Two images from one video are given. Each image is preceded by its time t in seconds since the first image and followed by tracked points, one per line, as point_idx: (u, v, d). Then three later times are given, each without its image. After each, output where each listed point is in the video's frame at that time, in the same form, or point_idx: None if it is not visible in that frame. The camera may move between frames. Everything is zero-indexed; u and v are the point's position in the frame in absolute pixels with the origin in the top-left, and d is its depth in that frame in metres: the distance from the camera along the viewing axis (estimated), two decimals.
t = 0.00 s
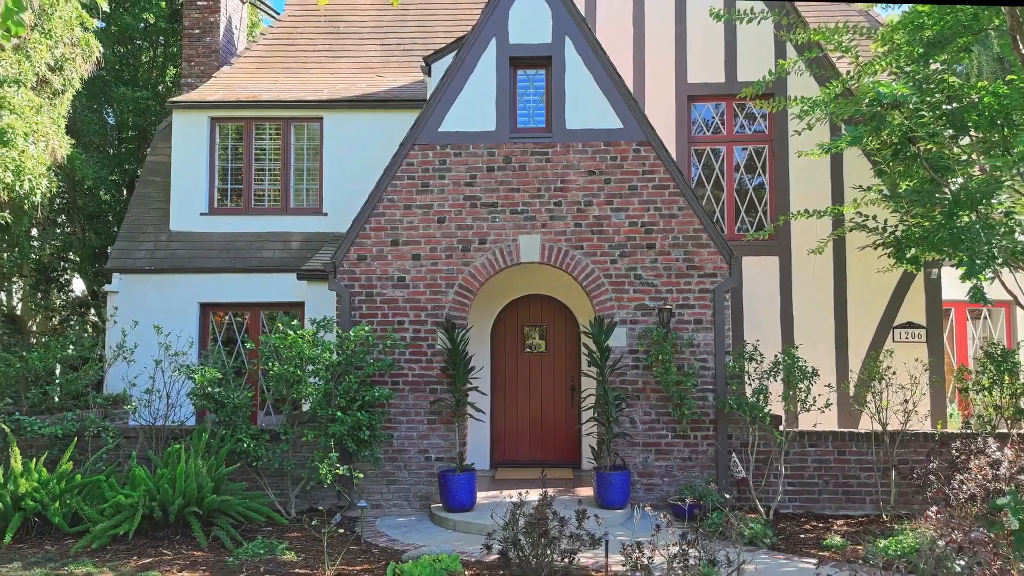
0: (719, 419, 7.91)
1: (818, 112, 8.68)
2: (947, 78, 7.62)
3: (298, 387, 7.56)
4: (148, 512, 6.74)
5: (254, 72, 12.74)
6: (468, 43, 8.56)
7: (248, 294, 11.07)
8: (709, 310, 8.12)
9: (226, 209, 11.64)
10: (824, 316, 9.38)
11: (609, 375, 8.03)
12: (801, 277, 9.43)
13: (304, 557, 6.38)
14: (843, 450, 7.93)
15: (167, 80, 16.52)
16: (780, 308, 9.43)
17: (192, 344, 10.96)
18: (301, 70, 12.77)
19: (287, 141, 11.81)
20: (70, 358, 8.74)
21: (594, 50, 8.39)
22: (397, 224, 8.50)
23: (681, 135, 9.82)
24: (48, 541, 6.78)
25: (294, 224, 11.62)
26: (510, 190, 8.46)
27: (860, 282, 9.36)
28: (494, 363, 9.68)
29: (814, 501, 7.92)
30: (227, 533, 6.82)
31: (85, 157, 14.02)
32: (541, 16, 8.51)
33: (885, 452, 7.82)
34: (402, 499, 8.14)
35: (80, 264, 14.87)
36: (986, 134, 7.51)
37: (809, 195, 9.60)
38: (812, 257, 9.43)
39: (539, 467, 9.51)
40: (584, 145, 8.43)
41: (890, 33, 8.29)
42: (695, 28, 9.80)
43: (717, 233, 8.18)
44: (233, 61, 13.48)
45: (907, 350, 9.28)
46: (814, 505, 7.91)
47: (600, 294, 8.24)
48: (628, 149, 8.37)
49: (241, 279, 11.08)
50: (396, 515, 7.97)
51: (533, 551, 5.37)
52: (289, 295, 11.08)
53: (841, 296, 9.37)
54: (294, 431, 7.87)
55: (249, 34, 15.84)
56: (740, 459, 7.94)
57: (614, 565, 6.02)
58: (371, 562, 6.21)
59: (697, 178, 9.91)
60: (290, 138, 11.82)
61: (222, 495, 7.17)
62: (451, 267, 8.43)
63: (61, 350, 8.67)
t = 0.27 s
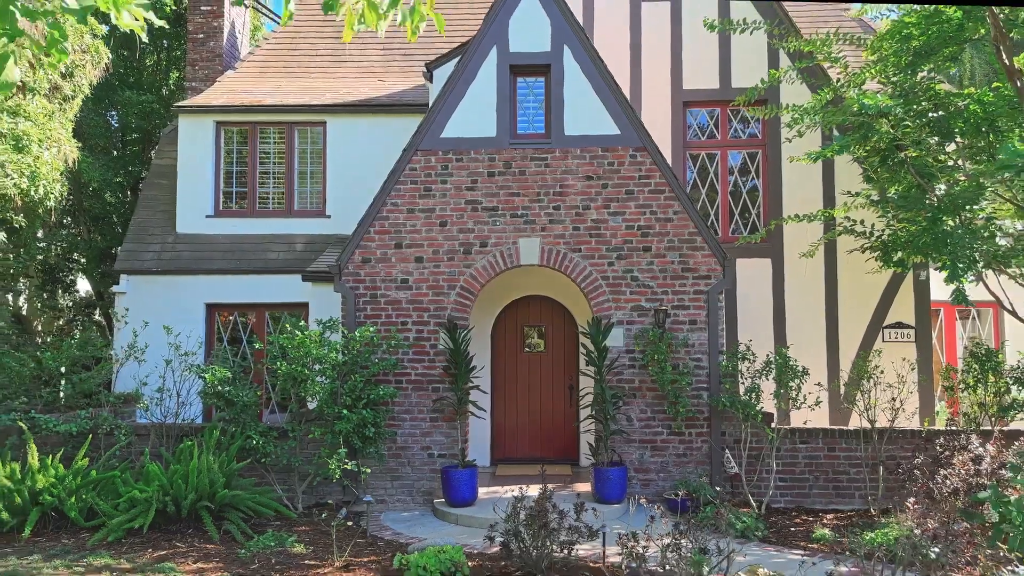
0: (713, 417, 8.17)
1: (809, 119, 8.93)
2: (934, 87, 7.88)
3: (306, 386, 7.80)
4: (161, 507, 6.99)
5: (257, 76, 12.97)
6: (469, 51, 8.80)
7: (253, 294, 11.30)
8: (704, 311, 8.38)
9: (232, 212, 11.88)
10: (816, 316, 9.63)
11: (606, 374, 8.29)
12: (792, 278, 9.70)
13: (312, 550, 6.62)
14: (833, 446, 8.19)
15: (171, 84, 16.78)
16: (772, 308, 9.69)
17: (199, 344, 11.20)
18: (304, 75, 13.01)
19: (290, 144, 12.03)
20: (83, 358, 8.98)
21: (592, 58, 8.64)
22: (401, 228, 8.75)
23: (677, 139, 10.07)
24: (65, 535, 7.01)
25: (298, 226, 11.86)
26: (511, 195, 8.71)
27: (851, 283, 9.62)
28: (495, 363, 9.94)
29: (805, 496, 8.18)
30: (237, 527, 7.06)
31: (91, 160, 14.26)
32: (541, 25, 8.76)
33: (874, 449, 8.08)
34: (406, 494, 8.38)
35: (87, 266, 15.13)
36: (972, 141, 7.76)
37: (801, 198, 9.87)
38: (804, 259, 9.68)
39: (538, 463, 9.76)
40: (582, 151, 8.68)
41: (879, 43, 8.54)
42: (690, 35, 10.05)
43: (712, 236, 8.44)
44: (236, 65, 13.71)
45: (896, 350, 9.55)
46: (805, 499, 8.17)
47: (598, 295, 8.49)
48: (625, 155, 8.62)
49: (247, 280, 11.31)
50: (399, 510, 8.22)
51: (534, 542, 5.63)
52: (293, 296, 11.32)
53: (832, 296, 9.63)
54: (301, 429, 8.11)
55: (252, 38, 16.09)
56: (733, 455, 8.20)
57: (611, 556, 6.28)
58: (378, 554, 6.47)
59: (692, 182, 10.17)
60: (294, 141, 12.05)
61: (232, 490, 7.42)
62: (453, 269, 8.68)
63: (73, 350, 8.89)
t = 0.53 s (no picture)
0: (705, 415, 8.42)
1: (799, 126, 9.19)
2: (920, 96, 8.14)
3: (310, 386, 8.03)
4: (171, 503, 7.21)
5: (258, 81, 13.18)
6: (469, 60, 9.03)
7: (255, 296, 11.51)
8: (696, 313, 8.63)
9: (235, 214, 12.09)
10: (806, 318, 9.89)
11: (602, 374, 8.53)
12: (783, 280, 9.95)
13: (318, 544, 6.85)
14: (821, 444, 8.45)
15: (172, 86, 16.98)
16: (764, 310, 9.94)
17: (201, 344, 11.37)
18: (305, 80, 13.23)
19: (292, 148, 12.24)
20: (91, 358, 9.18)
21: (588, 67, 8.88)
22: (402, 231, 8.98)
23: (671, 145, 10.31)
24: (77, 530, 7.23)
25: (299, 229, 12.08)
26: (509, 199, 8.95)
27: (840, 286, 9.88)
28: (493, 363, 10.18)
29: (795, 493, 8.44)
30: (244, 522, 7.29)
31: (94, 162, 14.47)
32: (538, 34, 8.99)
33: (861, 446, 8.34)
34: (407, 491, 8.62)
35: (91, 266, 15.36)
36: (957, 147, 8.03)
37: (792, 203, 10.12)
38: (794, 262, 9.93)
39: (535, 461, 10.00)
40: (578, 157, 8.92)
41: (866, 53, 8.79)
42: (684, 43, 10.29)
43: (704, 239, 8.69)
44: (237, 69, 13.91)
45: (884, 351, 9.81)
46: (794, 496, 8.43)
47: (594, 297, 8.74)
48: (620, 161, 8.86)
49: (250, 282, 11.51)
50: (401, 506, 8.45)
51: (532, 535, 5.86)
52: (295, 297, 11.53)
53: (821, 298, 9.89)
54: (305, 427, 8.34)
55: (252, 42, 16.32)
56: (724, 452, 8.46)
57: (607, 549, 6.53)
58: (381, 548, 6.70)
59: (685, 186, 10.42)
60: (296, 145, 12.26)
61: (239, 486, 7.65)
62: (452, 272, 8.91)
63: (83, 350, 9.12)
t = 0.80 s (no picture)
0: (696, 414, 8.67)
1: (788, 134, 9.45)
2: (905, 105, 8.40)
3: (313, 386, 8.25)
4: (179, 499, 7.44)
5: (258, 85, 13.38)
6: (467, 68, 9.27)
7: (257, 297, 11.72)
8: (688, 314, 8.88)
9: (236, 217, 12.30)
10: (795, 320, 10.16)
11: (596, 374, 8.79)
12: (773, 283, 10.22)
13: (322, 538, 7.09)
14: (809, 442, 8.71)
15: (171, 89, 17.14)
16: (754, 312, 10.21)
17: (203, 345, 11.56)
18: (304, 84, 13.44)
19: (293, 152, 12.44)
20: (98, 359, 9.39)
21: (583, 75, 9.13)
22: (401, 235, 9.22)
23: (664, 150, 10.57)
24: (87, 525, 7.45)
25: (300, 231, 12.30)
26: (506, 204, 9.19)
27: (828, 289, 10.15)
28: (491, 363, 10.42)
29: (783, 489, 8.70)
30: (249, 518, 7.52)
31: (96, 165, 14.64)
32: (535, 43, 9.22)
33: (847, 444, 8.60)
34: (407, 488, 8.85)
35: (92, 268, 15.53)
36: (940, 153, 8.46)
37: (781, 207, 10.39)
38: (783, 266, 10.20)
39: (531, 459, 10.24)
40: (574, 163, 9.17)
41: (852, 63, 9.07)
42: (677, 52, 10.56)
43: (696, 243, 8.95)
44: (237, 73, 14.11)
45: (871, 352, 10.08)
46: (783, 492, 8.70)
47: (588, 300, 8.99)
48: (614, 167, 9.11)
49: (251, 284, 11.72)
50: (401, 502, 8.69)
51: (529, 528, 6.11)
52: (297, 299, 11.73)
53: (810, 301, 10.16)
54: (307, 426, 8.56)
55: (252, 46, 16.52)
56: (715, 450, 8.71)
57: (600, 543, 6.79)
58: (383, 542, 6.94)
59: (678, 191, 10.68)
60: (296, 149, 12.46)
61: (245, 483, 7.89)
62: (451, 275, 9.15)
63: (90, 351, 9.34)
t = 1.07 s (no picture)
0: (687, 415, 8.93)
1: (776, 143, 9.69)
2: (889, 114, 8.67)
3: (314, 388, 8.47)
4: (184, 497, 7.67)
5: (258, 91, 13.59)
6: (464, 78, 9.52)
7: (257, 300, 11.92)
8: (679, 318, 9.14)
9: (236, 221, 12.51)
10: (784, 324, 10.43)
11: (590, 376, 9.04)
12: (762, 288, 10.49)
13: (323, 535, 7.32)
14: (796, 442, 8.97)
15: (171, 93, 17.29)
16: (744, 316, 10.48)
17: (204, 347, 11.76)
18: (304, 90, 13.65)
19: (292, 158, 12.64)
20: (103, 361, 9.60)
21: (578, 85, 9.38)
22: (400, 241, 9.45)
23: (656, 158, 10.83)
24: (94, 523, 7.66)
25: (299, 236, 12.51)
26: (502, 211, 9.43)
27: (815, 293, 10.43)
28: (487, 365, 10.66)
29: (771, 488, 8.96)
30: (253, 516, 7.75)
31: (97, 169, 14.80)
32: (530, 53, 9.47)
33: (833, 444, 8.86)
34: (405, 487, 9.08)
35: (92, 270, 15.67)
36: (923, 162, 8.56)
37: (770, 213, 10.67)
38: (772, 271, 10.47)
39: (526, 459, 10.48)
40: (568, 170, 9.42)
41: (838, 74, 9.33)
42: (669, 61, 10.83)
43: (686, 249, 9.21)
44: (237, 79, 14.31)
45: (857, 355, 10.35)
46: (770, 491, 8.96)
47: (582, 304, 9.24)
48: (607, 174, 9.37)
49: (252, 287, 11.92)
50: (399, 501, 8.91)
51: (524, 525, 6.35)
52: (297, 302, 11.93)
53: (798, 305, 10.43)
54: (308, 426, 8.78)
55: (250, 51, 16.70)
56: (705, 450, 8.97)
57: (593, 539, 7.01)
58: (383, 539, 7.17)
59: (670, 197, 10.94)
60: (296, 155, 12.67)
61: (248, 482, 8.11)
62: (448, 279, 9.39)
63: (95, 354, 9.56)
